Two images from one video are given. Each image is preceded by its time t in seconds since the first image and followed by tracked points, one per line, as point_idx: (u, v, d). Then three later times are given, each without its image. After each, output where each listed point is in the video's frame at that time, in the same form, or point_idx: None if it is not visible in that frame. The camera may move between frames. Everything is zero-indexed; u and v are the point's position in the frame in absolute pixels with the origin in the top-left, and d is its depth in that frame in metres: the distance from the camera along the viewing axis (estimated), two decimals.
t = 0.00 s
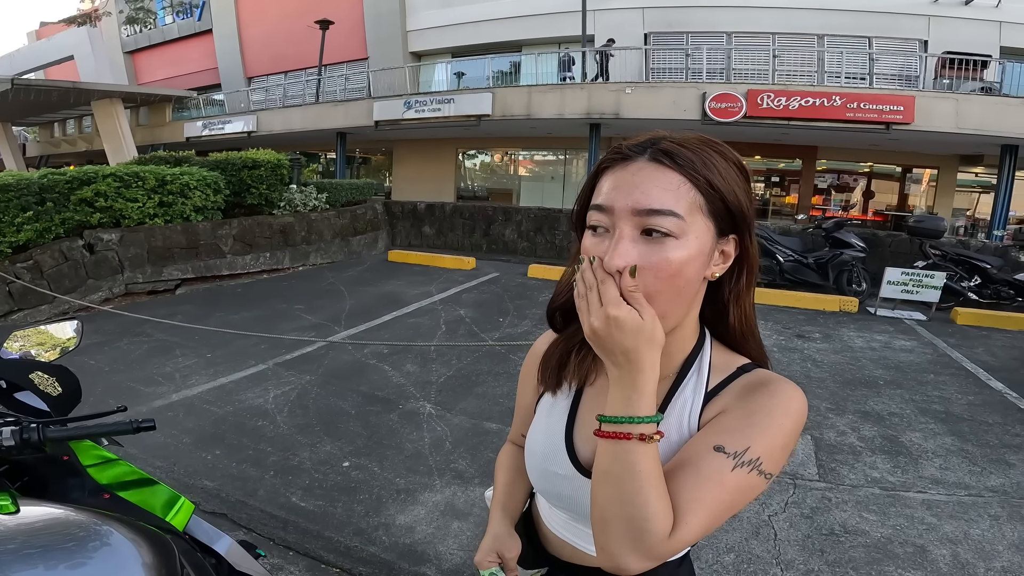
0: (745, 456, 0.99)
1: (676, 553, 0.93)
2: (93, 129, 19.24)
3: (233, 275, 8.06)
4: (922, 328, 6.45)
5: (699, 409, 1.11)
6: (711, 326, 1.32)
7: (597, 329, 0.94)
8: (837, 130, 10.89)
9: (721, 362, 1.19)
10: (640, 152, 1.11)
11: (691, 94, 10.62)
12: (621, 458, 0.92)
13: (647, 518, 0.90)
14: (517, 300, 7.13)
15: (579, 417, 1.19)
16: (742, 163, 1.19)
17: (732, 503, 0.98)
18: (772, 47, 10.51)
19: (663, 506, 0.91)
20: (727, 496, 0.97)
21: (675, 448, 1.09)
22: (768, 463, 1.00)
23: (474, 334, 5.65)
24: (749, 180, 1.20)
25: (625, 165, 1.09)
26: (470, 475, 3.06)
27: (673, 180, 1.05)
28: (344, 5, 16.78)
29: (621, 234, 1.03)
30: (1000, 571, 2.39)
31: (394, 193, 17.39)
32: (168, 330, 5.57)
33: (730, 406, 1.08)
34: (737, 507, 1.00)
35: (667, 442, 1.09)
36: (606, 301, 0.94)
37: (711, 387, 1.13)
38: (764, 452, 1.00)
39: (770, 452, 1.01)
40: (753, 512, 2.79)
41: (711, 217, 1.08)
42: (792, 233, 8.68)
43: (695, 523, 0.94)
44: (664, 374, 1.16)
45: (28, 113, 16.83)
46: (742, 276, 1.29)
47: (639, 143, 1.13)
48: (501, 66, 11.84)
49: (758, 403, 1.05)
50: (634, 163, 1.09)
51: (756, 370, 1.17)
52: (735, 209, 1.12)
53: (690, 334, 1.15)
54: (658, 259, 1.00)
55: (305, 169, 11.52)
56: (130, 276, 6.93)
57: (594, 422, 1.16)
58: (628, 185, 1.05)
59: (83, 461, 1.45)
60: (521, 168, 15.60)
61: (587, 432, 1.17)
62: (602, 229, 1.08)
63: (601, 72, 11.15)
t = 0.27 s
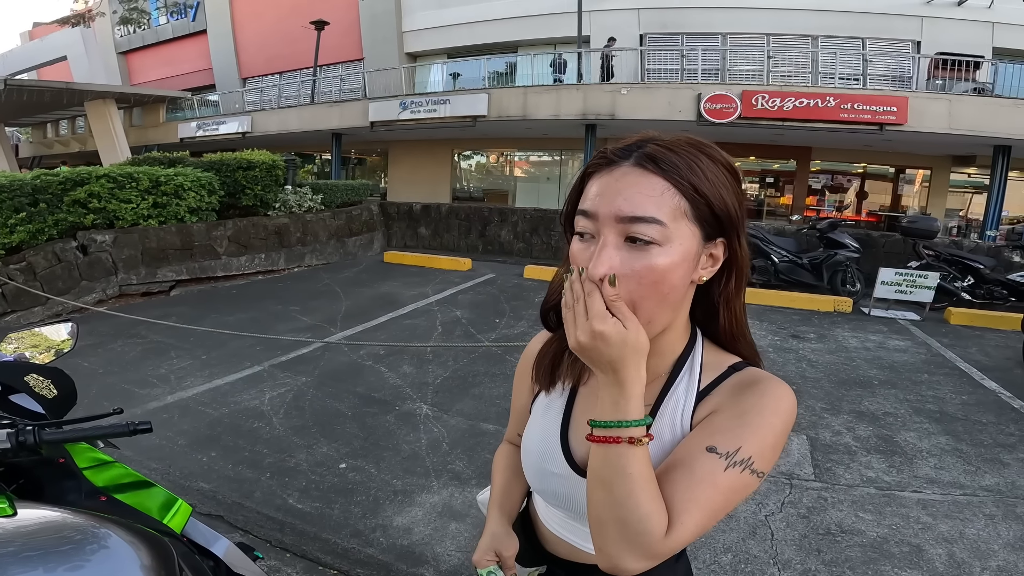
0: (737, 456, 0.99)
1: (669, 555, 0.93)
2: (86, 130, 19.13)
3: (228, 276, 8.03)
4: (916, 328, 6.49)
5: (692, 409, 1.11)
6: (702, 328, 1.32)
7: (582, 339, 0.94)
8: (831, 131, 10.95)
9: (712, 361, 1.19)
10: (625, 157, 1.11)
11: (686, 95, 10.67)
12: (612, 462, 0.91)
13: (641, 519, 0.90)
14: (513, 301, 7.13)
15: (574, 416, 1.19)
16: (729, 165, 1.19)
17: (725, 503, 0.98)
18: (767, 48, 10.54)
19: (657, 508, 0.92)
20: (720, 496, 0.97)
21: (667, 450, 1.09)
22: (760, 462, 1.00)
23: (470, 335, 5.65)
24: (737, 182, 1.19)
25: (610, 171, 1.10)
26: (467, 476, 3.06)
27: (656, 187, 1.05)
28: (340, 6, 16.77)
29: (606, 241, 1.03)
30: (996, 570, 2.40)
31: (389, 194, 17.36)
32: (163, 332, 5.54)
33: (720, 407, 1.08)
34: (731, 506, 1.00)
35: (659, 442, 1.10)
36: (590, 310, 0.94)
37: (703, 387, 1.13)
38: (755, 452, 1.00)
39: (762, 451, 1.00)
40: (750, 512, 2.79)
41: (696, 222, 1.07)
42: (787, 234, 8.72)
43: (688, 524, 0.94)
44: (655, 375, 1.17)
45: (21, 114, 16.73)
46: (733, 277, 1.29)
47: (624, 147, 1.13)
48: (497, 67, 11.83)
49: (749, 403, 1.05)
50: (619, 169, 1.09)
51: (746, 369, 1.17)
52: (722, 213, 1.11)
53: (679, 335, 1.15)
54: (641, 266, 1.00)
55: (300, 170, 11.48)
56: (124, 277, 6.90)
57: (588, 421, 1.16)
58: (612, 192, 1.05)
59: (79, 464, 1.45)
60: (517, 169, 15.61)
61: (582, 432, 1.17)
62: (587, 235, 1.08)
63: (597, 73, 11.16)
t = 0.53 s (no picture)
0: (733, 457, 0.99)
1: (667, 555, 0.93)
2: (85, 129, 19.10)
3: (227, 275, 8.03)
4: (915, 328, 6.50)
5: (688, 409, 1.11)
6: (697, 326, 1.32)
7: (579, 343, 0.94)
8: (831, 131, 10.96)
9: (708, 360, 1.19)
10: (619, 158, 1.11)
11: (686, 95, 10.68)
12: (608, 464, 0.91)
13: (639, 519, 0.90)
14: (513, 301, 7.13)
15: (570, 412, 1.18)
16: (724, 164, 1.18)
17: (721, 503, 0.98)
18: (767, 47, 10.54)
19: (654, 509, 0.92)
20: (716, 496, 0.97)
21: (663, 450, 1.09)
22: (755, 461, 1.00)
23: (470, 335, 5.65)
24: (732, 182, 1.19)
25: (604, 172, 1.09)
26: (467, 476, 3.06)
27: (650, 188, 1.04)
28: (339, 6, 16.76)
29: (600, 242, 1.03)
30: (994, 569, 2.40)
31: (389, 194, 17.36)
32: (162, 331, 5.54)
33: (716, 406, 1.08)
34: (727, 506, 1.00)
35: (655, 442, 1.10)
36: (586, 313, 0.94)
37: (698, 386, 1.13)
38: (750, 451, 1.00)
39: (757, 450, 1.01)
40: (749, 512, 2.80)
41: (690, 223, 1.07)
42: (786, 234, 8.72)
43: (686, 523, 0.94)
44: (651, 374, 1.17)
45: (20, 113, 16.72)
46: (728, 276, 1.29)
47: (619, 148, 1.13)
48: (497, 67, 11.83)
49: (743, 403, 1.05)
50: (613, 169, 1.09)
51: (742, 368, 1.17)
52: (717, 213, 1.11)
53: (674, 335, 1.15)
54: (636, 267, 1.00)
55: (299, 170, 11.47)
56: (123, 276, 6.89)
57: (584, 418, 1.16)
58: (607, 193, 1.05)
59: (79, 463, 1.45)
60: (517, 169, 15.60)
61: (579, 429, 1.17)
62: (583, 237, 1.08)
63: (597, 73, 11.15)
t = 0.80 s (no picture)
0: (730, 455, 0.99)
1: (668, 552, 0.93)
2: (85, 129, 19.11)
3: (227, 275, 8.03)
4: (915, 328, 6.50)
5: (685, 407, 1.11)
6: (693, 323, 1.32)
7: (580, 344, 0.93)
8: (831, 131, 10.96)
9: (705, 358, 1.19)
10: (617, 159, 1.11)
11: (686, 95, 10.69)
12: (607, 466, 0.91)
13: (640, 518, 0.90)
14: (513, 301, 7.13)
15: (569, 411, 1.18)
16: (720, 164, 1.19)
17: (719, 500, 0.99)
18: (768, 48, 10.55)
19: (655, 507, 0.92)
20: (714, 493, 0.97)
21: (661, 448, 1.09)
22: (752, 458, 1.01)
23: (470, 334, 5.65)
24: (728, 182, 1.20)
25: (602, 172, 1.10)
26: (467, 475, 3.06)
27: (648, 189, 1.05)
28: (340, 6, 16.77)
29: (597, 242, 1.04)
30: (994, 570, 2.40)
31: (389, 193, 17.37)
32: (162, 331, 5.54)
33: (713, 403, 1.08)
34: (725, 504, 1.01)
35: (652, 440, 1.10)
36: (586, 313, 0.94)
37: (695, 384, 1.13)
38: (747, 448, 1.00)
39: (754, 447, 1.01)
40: (748, 511, 2.80)
41: (687, 222, 1.07)
42: (786, 234, 8.72)
43: (685, 521, 0.94)
44: (648, 372, 1.17)
45: (21, 113, 16.73)
46: (723, 275, 1.29)
47: (616, 148, 1.14)
48: (497, 67, 11.84)
49: (740, 399, 1.05)
50: (611, 170, 1.09)
51: (737, 365, 1.18)
52: (713, 213, 1.11)
53: (670, 332, 1.15)
54: (632, 265, 1.01)
55: (299, 170, 11.47)
56: (123, 276, 6.89)
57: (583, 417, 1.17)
58: (604, 194, 1.06)
59: (80, 462, 1.45)
60: (517, 169, 15.61)
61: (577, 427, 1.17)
62: (581, 237, 1.09)
63: (597, 73, 11.14)
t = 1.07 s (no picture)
0: (726, 449, 1.00)
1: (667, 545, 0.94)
2: (85, 129, 19.11)
3: (227, 275, 8.03)
4: (915, 329, 6.50)
5: (680, 402, 1.12)
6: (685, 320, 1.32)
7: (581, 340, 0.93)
8: (831, 132, 10.97)
9: (697, 354, 1.20)
10: (613, 159, 1.11)
11: (686, 96, 10.69)
12: (609, 461, 0.91)
13: (640, 512, 0.91)
14: (513, 301, 7.13)
15: (566, 408, 1.19)
16: (713, 164, 1.20)
17: (714, 494, 0.99)
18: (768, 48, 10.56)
19: (655, 501, 0.92)
20: (709, 486, 0.98)
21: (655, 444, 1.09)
22: (745, 450, 1.02)
23: (470, 334, 5.65)
24: (721, 182, 1.20)
25: (600, 172, 1.10)
26: (467, 475, 3.06)
27: (644, 188, 1.05)
28: (340, 5, 16.78)
29: (594, 240, 1.04)
30: (993, 571, 2.41)
31: (389, 193, 17.37)
32: (162, 330, 5.55)
33: (707, 398, 1.09)
34: (720, 498, 1.01)
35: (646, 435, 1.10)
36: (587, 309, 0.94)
37: (688, 380, 1.14)
38: (740, 441, 1.01)
39: (747, 440, 1.02)
40: (748, 512, 2.80)
41: (681, 222, 1.08)
42: (786, 235, 8.72)
43: (683, 514, 0.95)
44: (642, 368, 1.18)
45: (21, 112, 16.73)
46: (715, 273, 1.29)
47: (612, 149, 1.14)
48: (498, 67, 11.84)
49: (733, 395, 1.06)
50: (607, 171, 1.10)
51: (730, 362, 1.18)
52: (707, 212, 1.12)
53: (665, 329, 1.16)
54: (630, 264, 1.01)
55: (299, 169, 11.47)
56: (123, 276, 6.89)
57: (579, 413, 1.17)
58: (601, 193, 1.06)
59: (79, 462, 1.45)
60: (517, 169, 15.62)
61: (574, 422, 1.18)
62: (578, 236, 1.08)
63: (597, 73, 11.14)
